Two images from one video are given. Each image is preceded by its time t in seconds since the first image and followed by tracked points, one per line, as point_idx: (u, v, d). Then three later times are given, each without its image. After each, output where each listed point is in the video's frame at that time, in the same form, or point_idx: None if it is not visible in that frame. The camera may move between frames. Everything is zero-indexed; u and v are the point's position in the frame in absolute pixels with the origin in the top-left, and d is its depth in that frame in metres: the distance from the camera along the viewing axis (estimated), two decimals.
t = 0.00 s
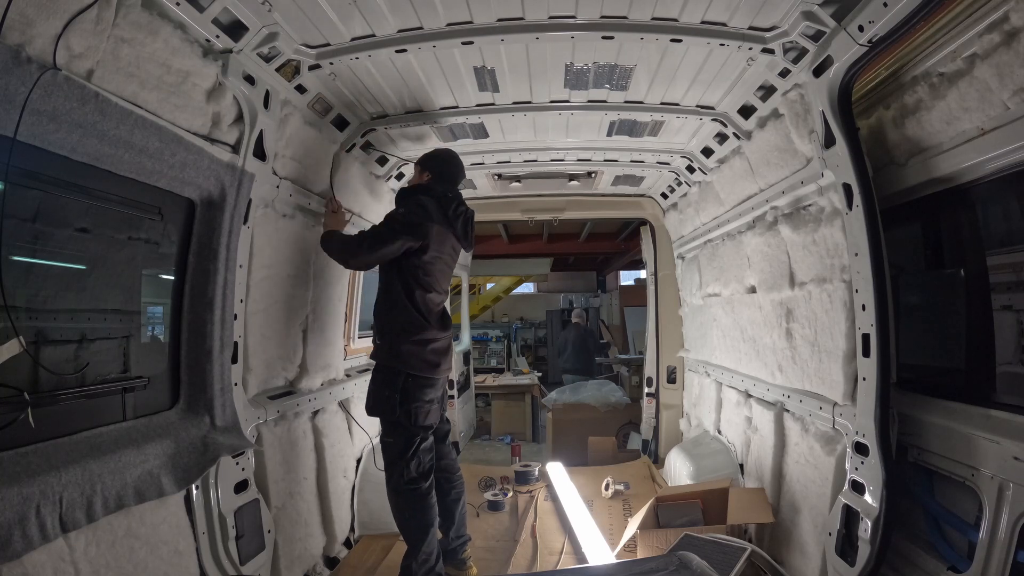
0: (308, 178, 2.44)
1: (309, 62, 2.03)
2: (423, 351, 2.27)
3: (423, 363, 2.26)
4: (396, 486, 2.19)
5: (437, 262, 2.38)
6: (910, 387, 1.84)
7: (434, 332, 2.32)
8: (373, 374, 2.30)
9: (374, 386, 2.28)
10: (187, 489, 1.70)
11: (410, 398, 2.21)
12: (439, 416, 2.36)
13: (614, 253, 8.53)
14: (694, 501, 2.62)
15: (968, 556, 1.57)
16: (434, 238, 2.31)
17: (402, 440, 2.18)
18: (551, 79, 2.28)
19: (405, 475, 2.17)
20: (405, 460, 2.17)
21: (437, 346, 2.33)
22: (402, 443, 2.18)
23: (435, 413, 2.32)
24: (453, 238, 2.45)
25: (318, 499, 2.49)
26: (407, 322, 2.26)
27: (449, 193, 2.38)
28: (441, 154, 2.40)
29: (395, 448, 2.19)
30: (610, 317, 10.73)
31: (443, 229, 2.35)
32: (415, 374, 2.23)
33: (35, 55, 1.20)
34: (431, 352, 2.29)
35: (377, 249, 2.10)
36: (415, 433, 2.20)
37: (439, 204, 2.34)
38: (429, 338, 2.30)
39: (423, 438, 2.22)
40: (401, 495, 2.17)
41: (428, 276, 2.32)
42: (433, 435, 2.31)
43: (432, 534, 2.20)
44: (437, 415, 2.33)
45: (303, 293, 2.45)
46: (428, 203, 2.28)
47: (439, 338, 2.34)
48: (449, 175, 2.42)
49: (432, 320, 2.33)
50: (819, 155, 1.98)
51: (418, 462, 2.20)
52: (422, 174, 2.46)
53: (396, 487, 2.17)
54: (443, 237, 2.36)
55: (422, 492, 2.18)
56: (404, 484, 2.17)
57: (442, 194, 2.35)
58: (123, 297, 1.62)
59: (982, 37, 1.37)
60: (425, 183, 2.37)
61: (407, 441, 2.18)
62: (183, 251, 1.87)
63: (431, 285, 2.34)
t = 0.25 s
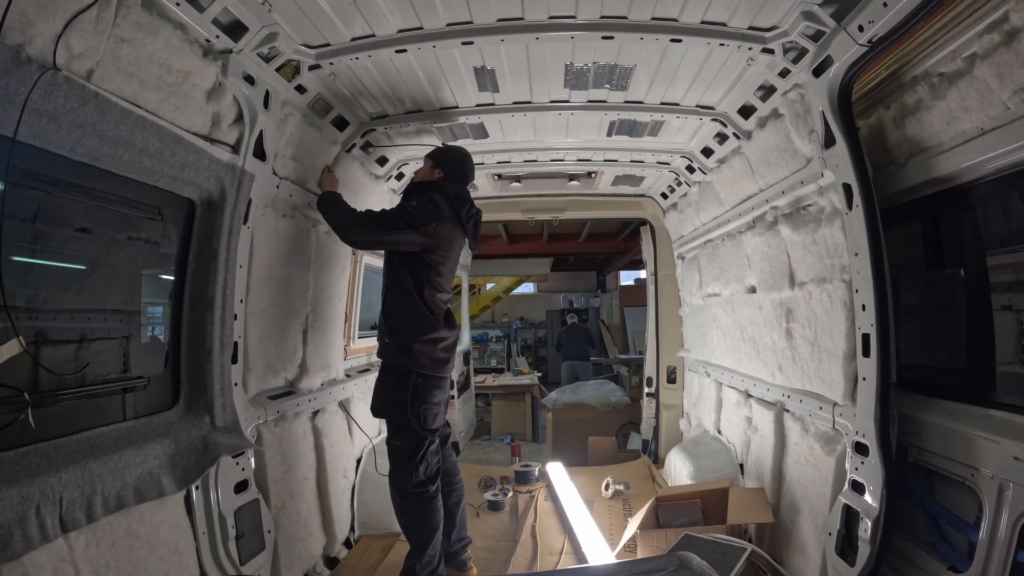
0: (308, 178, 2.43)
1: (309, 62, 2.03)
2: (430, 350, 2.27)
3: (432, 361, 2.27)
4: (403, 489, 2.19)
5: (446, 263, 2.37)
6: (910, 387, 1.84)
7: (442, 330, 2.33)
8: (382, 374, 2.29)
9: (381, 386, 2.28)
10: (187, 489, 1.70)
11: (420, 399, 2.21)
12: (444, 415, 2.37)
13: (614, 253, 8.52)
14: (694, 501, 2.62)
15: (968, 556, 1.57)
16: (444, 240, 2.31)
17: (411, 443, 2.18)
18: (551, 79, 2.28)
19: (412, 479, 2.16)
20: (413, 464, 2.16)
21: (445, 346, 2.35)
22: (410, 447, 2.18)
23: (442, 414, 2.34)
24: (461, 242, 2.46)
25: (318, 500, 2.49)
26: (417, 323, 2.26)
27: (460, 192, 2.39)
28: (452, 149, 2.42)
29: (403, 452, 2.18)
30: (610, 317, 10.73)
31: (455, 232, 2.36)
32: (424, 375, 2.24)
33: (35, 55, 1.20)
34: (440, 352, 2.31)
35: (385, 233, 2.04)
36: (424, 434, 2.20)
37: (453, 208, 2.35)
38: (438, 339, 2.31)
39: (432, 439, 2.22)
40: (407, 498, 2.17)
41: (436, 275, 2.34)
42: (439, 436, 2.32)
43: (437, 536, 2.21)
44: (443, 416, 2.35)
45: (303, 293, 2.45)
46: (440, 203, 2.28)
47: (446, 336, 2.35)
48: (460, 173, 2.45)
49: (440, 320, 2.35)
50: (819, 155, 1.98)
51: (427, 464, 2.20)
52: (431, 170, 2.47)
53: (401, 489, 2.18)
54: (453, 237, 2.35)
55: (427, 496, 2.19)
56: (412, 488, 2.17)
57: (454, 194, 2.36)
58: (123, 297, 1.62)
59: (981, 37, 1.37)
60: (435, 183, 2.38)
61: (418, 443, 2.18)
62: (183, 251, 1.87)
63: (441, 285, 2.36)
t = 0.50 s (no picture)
0: (308, 178, 2.43)
1: (309, 62, 2.03)
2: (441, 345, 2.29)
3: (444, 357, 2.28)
4: (398, 482, 2.16)
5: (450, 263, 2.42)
6: (910, 387, 1.84)
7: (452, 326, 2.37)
8: (392, 366, 2.29)
9: (392, 377, 2.27)
10: (187, 489, 1.70)
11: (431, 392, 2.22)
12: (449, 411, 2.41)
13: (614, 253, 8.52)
14: (694, 501, 2.62)
15: (968, 556, 1.57)
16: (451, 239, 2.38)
17: (415, 435, 2.17)
18: (551, 79, 2.28)
19: (409, 473, 2.14)
20: (413, 458, 2.15)
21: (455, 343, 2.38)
22: (414, 440, 2.17)
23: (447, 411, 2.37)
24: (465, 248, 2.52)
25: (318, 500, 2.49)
26: (426, 317, 2.29)
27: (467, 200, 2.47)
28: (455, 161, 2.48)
29: (404, 444, 2.17)
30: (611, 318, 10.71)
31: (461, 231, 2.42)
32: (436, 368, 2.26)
33: (35, 55, 1.20)
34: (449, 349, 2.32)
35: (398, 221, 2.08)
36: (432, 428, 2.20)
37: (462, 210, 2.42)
38: (448, 335, 2.33)
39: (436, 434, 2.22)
40: (403, 491, 2.15)
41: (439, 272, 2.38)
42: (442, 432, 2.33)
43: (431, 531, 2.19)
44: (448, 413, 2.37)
45: (303, 293, 2.45)
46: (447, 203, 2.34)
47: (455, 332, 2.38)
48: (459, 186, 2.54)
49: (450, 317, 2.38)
50: (819, 156, 1.98)
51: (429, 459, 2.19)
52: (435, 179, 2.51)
53: (396, 483, 2.15)
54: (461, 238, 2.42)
55: (421, 489, 2.17)
56: (407, 480, 2.14)
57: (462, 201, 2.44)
58: (123, 297, 1.62)
59: (981, 37, 1.37)
60: (442, 191, 2.45)
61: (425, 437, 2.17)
62: (183, 251, 1.87)
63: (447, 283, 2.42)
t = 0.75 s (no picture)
0: (308, 178, 2.43)
1: (309, 62, 2.03)
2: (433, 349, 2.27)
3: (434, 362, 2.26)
4: (394, 486, 2.17)
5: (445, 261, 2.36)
6: (910, 387, 1.84)
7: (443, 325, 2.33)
8: (382, 371, 2.30)
9: (383, 382, 2.28)
10: (187, 489, 1.70)
11: (419, 397, 2.21)
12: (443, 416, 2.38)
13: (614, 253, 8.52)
14: (694, 502, 2.62)
15: (969, 556, 1.57)
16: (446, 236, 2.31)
17: (407, 441, 2.17)
18: (551, 79, 2.28)
19: (404, 478, 2.15)
20: (408, 462, 2.15)
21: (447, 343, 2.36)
22: (407, 445, 2.17)
23: (442, 414, 2.33)
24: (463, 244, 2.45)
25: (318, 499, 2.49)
26: (418, 319, 2.27)
27: (465, 194, 2.39)
28: (454, 151, 2.39)
29: (397, 449, 2.18)
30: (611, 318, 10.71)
31: (458, 228, 2.36)
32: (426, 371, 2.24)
33: (35, 55, 1.20)
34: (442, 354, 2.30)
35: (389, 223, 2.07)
36: (422, 432, 2.19)
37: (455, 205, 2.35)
38: (440, 336, 2.31)
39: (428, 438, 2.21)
40: (399, 494, 2.16)
41: (436, 273, 2.34)
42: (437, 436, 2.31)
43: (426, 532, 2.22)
44: (442, 417, 2.34)
45: (303, 293, 2.45)
46: (444, 199, 2.28)
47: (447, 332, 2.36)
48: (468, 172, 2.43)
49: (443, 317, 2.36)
50: (818, 156, 1.98)
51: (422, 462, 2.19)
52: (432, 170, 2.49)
53: (393, 487, 2.16)
54: (455, 236, 2.35)
55: (417, 494, 2.17)
56: (403, 485, 2.15)
57: (458, 195, 2.36)
58: (123, 297, 1.62)
59: (981, 37, 1.37)
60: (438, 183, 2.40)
61: (414, 442, 2.17)
62: (183, 251, 1.87)
63: (442, 282, 2.37)
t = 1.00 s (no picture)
0: (308, 178, 2.43)
1: (309, 62, 2.03)
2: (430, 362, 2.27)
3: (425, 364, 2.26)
4: (390, 485, 2.18)
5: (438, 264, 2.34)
6: (910, 387, 1.84)
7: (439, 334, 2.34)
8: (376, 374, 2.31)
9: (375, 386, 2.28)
10: (187, 489, 1.70)
11: (410, 399, 2.21)
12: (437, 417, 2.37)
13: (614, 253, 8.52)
14: (694, 501, 2.62)
15: (969, 556, 1.57)
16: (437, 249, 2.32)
17: (399, 440, 2.19)
18: (551, 79, 2.28)
19: (399, 476, 2.16)
20: (402, 461, 2.16)
21: (440, 349, 2.35)
22: (398, 443, 2.19)
23: (437, 414, 2.32)
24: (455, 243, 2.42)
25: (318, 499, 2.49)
26: (412, 332, 2.28)
27: (453, 195, 2.37)
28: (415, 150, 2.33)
29: (392, 450, 2.19)
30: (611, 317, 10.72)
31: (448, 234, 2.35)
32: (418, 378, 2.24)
33: (35, 55, 1.20)
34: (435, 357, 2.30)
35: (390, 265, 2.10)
36: (415, 432, 2.19)
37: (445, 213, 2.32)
38: (433, 342, 2.31)
39: (421, 439, 2.21)
40: (396, 493, 2.17)
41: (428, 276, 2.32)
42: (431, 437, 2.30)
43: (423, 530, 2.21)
44: (437, 417, 2.33)
45: (303, 293, 2.45)
46: (433, 209, 2.26)
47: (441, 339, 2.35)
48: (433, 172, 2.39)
49: (438, 327, 2.36)
50: (818, 156, 1.98)
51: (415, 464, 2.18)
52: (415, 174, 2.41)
53: (392, 486, 2.17)
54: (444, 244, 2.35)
55: (417, 494, 2.18)
56: (400, 484, 2.16)
57: (445, 197, 2.34)
58: (123, 297, 1.62)
59: (981, 37, 1.37)
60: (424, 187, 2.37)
61: (405, 443, 2.17)
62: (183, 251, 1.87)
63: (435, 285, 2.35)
